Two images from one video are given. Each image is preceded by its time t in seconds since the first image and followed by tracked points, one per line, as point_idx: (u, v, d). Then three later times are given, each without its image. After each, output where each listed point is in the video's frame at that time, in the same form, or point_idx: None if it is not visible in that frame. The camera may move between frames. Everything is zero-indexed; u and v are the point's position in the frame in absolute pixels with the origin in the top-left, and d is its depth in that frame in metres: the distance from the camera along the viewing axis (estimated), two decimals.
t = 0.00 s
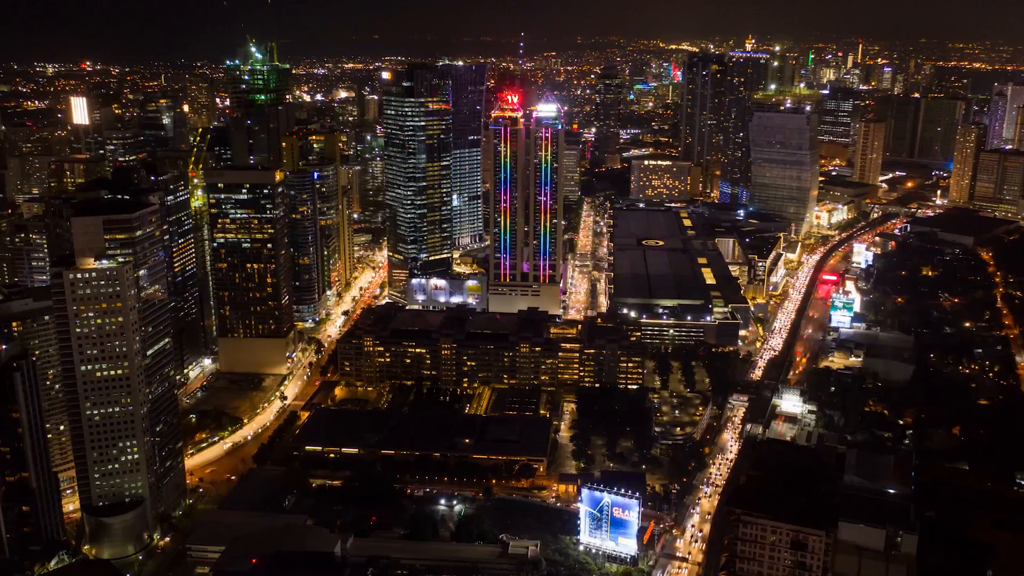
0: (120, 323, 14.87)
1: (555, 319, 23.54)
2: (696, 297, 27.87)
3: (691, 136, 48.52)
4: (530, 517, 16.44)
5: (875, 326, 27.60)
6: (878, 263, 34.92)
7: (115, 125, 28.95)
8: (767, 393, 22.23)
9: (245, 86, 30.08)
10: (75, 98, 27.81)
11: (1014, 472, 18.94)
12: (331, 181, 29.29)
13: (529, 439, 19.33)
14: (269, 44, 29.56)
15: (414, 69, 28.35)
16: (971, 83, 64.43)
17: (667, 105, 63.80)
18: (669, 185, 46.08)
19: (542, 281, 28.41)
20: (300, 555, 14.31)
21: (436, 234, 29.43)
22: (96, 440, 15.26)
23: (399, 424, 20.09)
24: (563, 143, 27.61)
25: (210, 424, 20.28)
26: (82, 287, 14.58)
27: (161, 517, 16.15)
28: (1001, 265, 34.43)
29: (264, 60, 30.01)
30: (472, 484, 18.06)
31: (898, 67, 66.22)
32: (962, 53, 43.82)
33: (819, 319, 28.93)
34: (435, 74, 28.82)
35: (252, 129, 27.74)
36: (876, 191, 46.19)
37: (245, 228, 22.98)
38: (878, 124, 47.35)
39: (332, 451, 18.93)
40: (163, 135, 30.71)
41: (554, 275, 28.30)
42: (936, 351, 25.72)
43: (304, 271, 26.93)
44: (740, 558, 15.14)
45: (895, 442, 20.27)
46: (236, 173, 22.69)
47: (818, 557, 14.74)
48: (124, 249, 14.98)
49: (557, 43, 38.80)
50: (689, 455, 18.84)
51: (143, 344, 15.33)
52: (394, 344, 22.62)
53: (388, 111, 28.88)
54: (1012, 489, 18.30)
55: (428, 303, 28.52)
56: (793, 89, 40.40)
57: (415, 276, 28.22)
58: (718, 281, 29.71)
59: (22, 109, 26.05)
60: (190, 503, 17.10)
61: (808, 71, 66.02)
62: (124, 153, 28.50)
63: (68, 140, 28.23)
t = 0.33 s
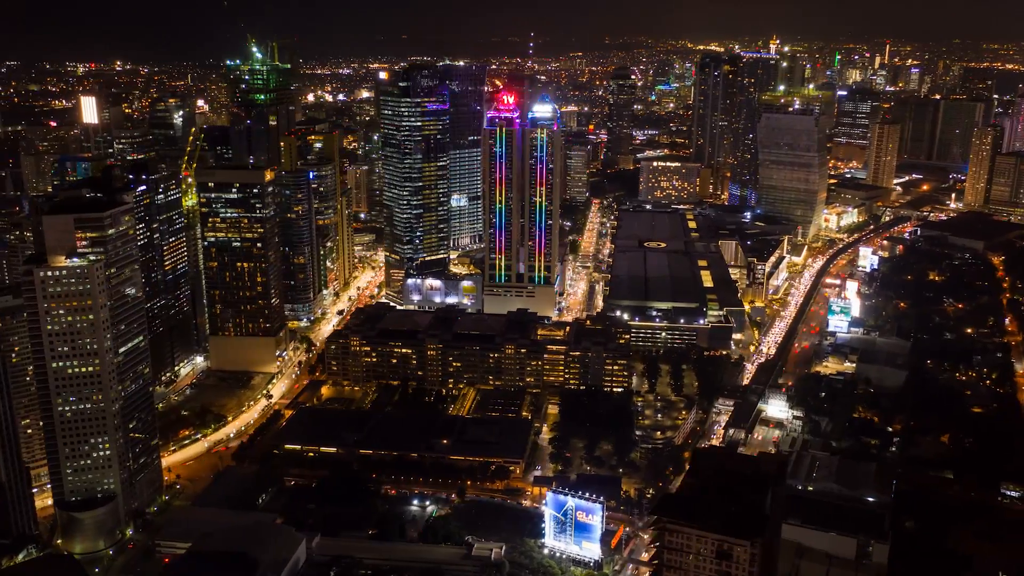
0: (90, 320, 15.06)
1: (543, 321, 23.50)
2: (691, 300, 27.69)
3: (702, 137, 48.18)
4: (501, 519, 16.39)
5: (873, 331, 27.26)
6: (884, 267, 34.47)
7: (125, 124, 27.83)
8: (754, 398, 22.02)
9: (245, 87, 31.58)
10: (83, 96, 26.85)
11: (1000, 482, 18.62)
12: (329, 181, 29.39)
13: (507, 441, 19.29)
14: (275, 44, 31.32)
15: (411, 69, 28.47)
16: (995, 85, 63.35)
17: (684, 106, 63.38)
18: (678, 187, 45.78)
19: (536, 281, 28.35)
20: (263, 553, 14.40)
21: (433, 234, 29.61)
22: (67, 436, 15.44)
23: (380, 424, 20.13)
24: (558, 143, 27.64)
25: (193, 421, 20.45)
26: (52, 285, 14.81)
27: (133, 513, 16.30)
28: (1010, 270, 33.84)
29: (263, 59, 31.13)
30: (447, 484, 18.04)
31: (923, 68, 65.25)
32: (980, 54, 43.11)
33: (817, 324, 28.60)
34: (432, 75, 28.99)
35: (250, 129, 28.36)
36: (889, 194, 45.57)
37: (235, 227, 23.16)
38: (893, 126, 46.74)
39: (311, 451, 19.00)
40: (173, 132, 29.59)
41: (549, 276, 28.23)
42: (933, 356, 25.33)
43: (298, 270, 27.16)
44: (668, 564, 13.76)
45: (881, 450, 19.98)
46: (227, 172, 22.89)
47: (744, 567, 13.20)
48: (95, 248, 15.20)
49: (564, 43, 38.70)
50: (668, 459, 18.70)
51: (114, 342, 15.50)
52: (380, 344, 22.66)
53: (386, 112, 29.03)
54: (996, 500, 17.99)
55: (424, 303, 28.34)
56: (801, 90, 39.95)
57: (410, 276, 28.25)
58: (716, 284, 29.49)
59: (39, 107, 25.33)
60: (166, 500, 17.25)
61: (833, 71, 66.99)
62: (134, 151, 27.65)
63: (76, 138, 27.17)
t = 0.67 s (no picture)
0: (62, 317, 15.25)
1: (532, 323, 23.44)
2: (687, 303, 27.51)
3: (713, 139, 47.78)
4: (472, 521, 16.36)
5: (871, 337, 26.87)
6: (890, 271, 33.97)
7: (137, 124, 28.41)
8: (741, 402, 21.81)
9: (245, 87, 31.23)
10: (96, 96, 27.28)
11: (985, 492, 18.25)
12: (328, 181, 29.44)
13: (486, 443, 19.23)
14: (275, 47, 32.01)
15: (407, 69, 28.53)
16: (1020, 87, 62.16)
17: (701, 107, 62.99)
18: (688, 189, 45.43)
19: (532, 283, 28.24)
20: (225, 553, 14.43)
21: (430, 234, 29.58)
22: (40, 431, 15.62)
23: (361, 423, 20.18)
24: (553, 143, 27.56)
25: (178, 419, 20.63)
26: (24, 282, 15.03)
27: (108, 509, 16.44)
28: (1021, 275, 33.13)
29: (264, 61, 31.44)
30: (422, 486, 18.00)
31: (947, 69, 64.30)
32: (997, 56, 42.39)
33: (816, 328, 28.30)
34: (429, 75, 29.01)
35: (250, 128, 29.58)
36: (902, 197, 44.92)
37: (227, 226, 23.37)
38: (908, 129, 46.08)
39: (291, 449, 19.13)
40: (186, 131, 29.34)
41: (545, 277, 28.15)
42: (930, 363, 24.90)
43: (294, 269, 27.34)
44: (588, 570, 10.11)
45: (866, 458, 19.67)
46: (217, 171, 23.14)
47: None
48: (68, 246, 15.43)
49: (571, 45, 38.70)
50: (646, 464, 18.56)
51: (87, 339, 15.68)
52: (367, 344, 22.69)
53: (383, 112, 29.12)
54: (978, 511, 17.61)
55: (421, 303, 28.40)
56: (810, 91, 39.56)
57: (406, 276, 28.29)
58: (714, 287, 29.25)
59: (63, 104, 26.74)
60: (143, 496, 17.38)
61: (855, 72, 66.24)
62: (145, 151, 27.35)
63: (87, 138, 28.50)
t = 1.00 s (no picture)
0: (35, 314, 15.39)
1: (521, 324, 23.40)
2: (683, 306, 27.28)
3: (725, 140, 47.38)
4: (442, 524, 16.30)
5: (871, 342, 26.43)
6: (898, 275, 33.44)
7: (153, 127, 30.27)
8: (728, 406, 21.55)
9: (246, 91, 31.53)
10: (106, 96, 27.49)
11: (970, 501, 17.84)
12: (328, 181, 29.51)
13: (466, 445, 19.16)
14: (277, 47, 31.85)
15: (405, 70, 28.66)
16: None
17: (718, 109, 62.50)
18: (698, 191, 45.03)
19: (528, 284, 28.16)
20: (188, 551, 14.43)
21: (428, 235, 29.57)
22: (15, 427, 15.77)
23: (343, 423, 20.20)
24: (549, 144, 27.46)
25: (164, 416, 20.76)
26: None
27: (82, 504, 16.54)
28: None
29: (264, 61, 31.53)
30: (398, 487, 17.95)
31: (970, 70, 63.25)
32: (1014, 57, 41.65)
33: (815, 333, 27.93)
34: (427, 76, 29.10)
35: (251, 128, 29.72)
36: (917, 201, 44.21)
37: (218, 225, 23.50)
38: (923, 131, 45.38)
39: (271, 448, 19.21)
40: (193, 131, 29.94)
41: (541, 278, 28.04)
42: (928, 370, 24.43)
43: (289, 268, 27.55)
44: None
45: (853, 466, 19.30)
46: (209, 171, 23.30)
47: None
48: (41, 244, 15.60)
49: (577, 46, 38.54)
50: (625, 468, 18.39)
51: (60, 336, 15.83)
52: (355, 344, 22.69)
53: (381, 112, 29.21)
54: (962, 522, 17.19)
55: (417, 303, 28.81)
56: (820, 93, 39.12)
57: (403, 275, 28.56)
58: (712, 289, 28.95)
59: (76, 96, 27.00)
60: (120, 493, 17.49)
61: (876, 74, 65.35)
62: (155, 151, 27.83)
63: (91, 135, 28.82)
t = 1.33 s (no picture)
0: (10, 311, 15.62)
1: (510, 326, 23.30)
2: (679, 309, 27.04)
3: (738, 142, 46.95)
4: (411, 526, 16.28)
5: (869, 348, 26.01)
6: (905, 279, 32.89)
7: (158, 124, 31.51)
8: (715, 411, 21.32)
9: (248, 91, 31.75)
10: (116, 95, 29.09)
11: (954, 511, 17.48)
12: (328, 180, 29.62)
13: (446, 446, 19.11)
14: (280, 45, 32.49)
15: (403, 70, 28.76)
16: None
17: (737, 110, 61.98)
18: (709, 192, 44.63)
19: (525, 285, 28.07)
20: (154, 548, 14.52)
21: (426, 235, 29.56)
22: None
23: (326, 423, 20.25)
24: (546, 145, 27.36)
25: (151, 413, 20.93)
26: None
27: (59, 499, 16.70)
28: None
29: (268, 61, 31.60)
30: (373, 487, 17.91)
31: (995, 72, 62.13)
32: None
33: (814, 338, 27.55)
34: (425, 77, 29.18)
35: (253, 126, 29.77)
36: (932, 204, 43.48)
37: (211, 224, 23.69)
38: (940, 133, 44.64)
39: (252, 447, 19.34)
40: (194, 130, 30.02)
41: (537, 280, 27.92)
42: (925, 377, 23.99)
43: (287, 267, 27.70)
44: None
45: (837, 473, 18.98)
46: (202, 170, 23.45)
47: None
48: (17, 241, 15.83)
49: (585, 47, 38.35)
50: (603, 473, 18.27)
51: (36, 332, 16.06)
52: (343, 344, 22.73)
53: (380, 113, 29.28)
54: (943, 532, 16.82)
55: (415, 303, 28.76)
56: (830, 94, 38.67)
57: (401, 275, 28.71)
58: (711, 292, 28.67)
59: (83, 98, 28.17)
60: (99, 488, 17.65)
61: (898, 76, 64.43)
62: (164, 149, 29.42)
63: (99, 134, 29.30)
